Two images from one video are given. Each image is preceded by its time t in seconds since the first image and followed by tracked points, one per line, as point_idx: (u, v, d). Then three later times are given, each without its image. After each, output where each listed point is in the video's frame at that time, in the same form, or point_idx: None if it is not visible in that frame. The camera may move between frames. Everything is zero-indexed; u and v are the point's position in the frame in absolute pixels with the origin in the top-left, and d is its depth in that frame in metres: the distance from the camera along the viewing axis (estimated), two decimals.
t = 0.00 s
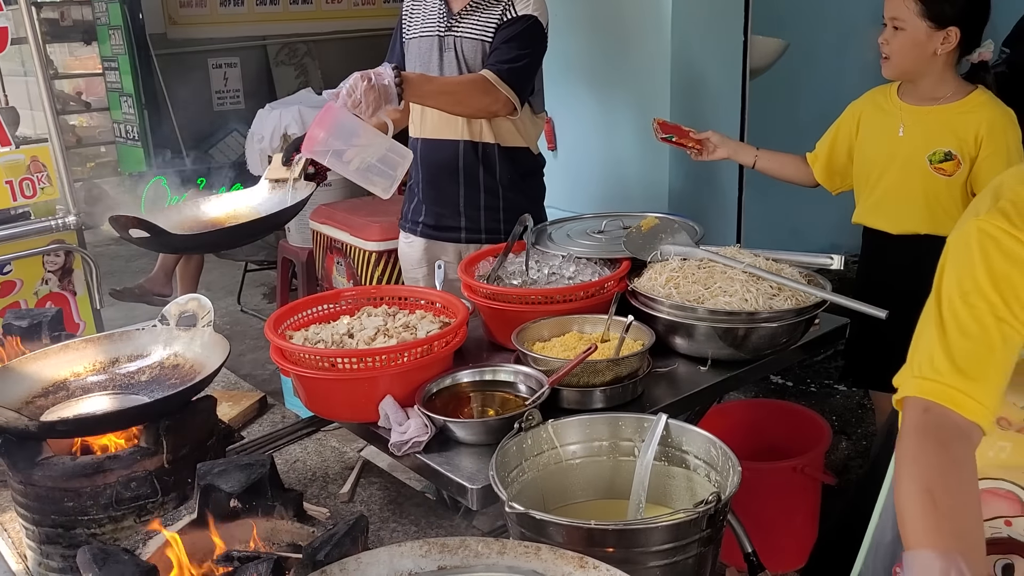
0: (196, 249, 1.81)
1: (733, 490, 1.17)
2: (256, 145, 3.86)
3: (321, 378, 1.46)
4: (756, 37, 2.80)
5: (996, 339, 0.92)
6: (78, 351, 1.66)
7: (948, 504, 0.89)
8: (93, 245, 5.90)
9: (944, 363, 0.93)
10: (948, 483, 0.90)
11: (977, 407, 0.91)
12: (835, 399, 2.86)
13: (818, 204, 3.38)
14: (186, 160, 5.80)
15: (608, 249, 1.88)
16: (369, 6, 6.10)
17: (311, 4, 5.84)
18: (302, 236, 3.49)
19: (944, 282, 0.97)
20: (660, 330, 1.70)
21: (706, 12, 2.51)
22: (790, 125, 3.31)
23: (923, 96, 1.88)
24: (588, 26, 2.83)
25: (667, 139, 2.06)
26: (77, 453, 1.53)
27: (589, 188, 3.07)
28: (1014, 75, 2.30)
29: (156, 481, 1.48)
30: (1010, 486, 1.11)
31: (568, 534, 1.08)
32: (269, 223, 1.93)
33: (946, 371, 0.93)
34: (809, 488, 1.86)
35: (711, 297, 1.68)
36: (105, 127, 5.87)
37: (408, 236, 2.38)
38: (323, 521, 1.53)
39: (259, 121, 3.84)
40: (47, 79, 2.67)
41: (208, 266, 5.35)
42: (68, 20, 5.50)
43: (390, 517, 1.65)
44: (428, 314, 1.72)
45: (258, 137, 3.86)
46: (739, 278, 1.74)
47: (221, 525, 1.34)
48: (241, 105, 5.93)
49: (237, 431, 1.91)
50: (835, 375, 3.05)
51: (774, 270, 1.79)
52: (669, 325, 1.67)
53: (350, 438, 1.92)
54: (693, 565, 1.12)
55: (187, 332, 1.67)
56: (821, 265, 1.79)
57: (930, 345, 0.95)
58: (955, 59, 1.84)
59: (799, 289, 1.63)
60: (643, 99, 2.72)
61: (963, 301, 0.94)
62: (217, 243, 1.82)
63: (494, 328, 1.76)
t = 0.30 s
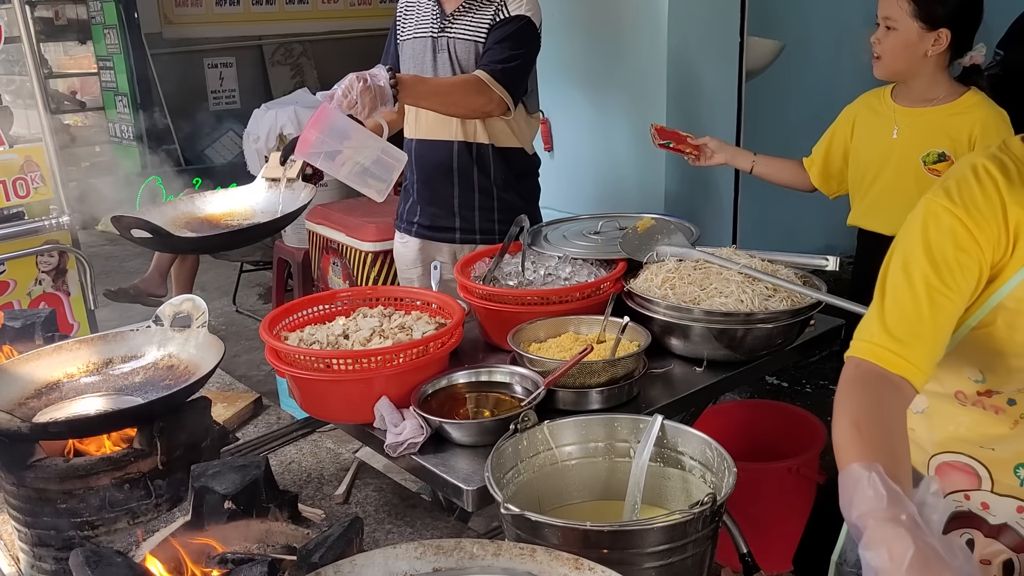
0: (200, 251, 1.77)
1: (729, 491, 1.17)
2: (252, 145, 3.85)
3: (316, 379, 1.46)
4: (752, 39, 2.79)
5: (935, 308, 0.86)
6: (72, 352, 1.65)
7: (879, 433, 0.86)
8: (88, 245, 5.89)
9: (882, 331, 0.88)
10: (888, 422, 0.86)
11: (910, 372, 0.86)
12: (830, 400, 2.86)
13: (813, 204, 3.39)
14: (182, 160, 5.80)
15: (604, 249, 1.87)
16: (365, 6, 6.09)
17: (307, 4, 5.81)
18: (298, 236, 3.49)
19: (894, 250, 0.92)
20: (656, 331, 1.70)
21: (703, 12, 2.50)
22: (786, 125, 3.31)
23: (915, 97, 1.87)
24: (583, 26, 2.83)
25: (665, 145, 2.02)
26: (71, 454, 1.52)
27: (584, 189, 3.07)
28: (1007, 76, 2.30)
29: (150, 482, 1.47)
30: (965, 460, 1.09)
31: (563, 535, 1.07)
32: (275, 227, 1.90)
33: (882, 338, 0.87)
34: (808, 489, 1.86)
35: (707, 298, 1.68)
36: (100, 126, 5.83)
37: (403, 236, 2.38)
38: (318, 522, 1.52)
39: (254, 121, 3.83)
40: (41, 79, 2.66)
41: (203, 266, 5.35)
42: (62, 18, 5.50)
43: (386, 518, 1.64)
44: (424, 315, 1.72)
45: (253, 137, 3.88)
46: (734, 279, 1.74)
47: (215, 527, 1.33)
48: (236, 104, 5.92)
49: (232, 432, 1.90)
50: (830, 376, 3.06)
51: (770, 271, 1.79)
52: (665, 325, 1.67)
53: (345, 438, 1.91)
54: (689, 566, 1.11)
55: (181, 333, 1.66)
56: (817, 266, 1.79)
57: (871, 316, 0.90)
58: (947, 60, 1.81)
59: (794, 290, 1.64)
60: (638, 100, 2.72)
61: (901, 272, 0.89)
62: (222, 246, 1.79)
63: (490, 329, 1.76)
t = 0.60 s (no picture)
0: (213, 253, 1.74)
1: (725, 492, 1.16)
2: (248, 145, 3.85)
3: (310, 380, 1.45)
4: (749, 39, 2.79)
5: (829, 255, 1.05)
6: (66, 353, 1.65)
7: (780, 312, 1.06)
8: (84, 245, 5.88)
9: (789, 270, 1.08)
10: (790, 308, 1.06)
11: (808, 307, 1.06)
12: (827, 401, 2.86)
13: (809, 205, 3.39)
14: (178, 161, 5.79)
15: (601, 250, 1.87)
16: (362, 6, 6.09)
17: (303, 4, 5.81)
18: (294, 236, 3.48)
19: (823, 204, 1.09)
20: (652, 331, 1.70)
21: (695, 10, 2.48)
22: (781, 126, 3.31)
23: (910, 98, 1.85)
24: (578, 26, 2.83)
25: (662, 150, 2.08)
26: (64, 455, 1.52)
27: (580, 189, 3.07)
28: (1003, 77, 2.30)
29: (144, 483, 1.47)
30: (893, 418, 1.17)
31: (558, 537, 1.07)
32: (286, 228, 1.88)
33: (790, 276, 1.07)
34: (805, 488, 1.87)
35: (703, 298, 1.68)
36: (96, 127, 5.93)
37: (398, 236, 2.38)
38: (313, 523, 1.50)
39: (250, 121, 3.82)
40: (35, 78, 2.65)
41: (200, 266, 5.34)
42: (58, 18, 5.50)
43: (381, 519, 1.63)
44: (420, 316, 1.72)
45: (249, 137, 3.87)
46: (730, 280, 1.74)
47: (209, 530, 1.33)
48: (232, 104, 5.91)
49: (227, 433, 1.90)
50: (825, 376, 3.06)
51: (765, 272, 1.79)
52: (661, 326, 1.66)
53: (340, 440, 1.91)
54: (684, 567, 1.11)
55: (176, 334, 1.66)
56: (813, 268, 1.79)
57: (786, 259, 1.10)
58: (939, 61, 1.81)
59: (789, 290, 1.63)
60: (634, 100, 2.72)
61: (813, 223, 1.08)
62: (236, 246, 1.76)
63: (486, 330, 1.76)
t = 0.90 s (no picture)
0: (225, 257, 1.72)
1: (718, 494, 1.16)
2: (243, 145, 3.84)
3: (303, 381, 1.45)
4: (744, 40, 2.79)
5: (790, 230, 1.13)
6: (58, 355, 1.64)
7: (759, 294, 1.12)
8: (80, 245, 5.88)
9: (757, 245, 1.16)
10: (766, 285, 1.14)
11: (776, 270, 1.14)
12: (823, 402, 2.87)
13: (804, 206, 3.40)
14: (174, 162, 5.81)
15: (595, 251, 1.87)
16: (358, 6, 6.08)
17: (300, 4, 5.81)
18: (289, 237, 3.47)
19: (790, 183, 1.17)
20: (647, 333, 1.70)
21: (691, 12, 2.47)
22: (776, 127, 3.32)
23: (902, 99, 1.85)
24: (573, 26, 2.82)
25: (657, 152, 2.07)
26: (56, 457, 1.50)
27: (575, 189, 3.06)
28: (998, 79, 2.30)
29: (137, 487, 1.45)
30: (853, 395, 1.24)
31: (551, 540, 1.06)
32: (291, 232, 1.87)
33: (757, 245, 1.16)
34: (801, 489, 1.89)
35: (698, 300, 1.68)
36: (91, 127, 5.96)
37: (391, 237, 2.38)
38: (305, 527, 1.46)
39: (246, 121, 3.81)
40: (29, 78, 2.65)
41: (196, 267, 5.34)
42: (53, 18, 5.53)
43: (375, 522, 1.55)
44: (414, 317, 1.71)
45: (245, 137, 3.83)
46: (725, 281, 1.74)
47: (202, 533, 1.33)
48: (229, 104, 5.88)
49: (221, 435, 1.89)
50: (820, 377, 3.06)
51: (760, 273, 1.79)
52: (656, 327, 1.66)
53: (334, 441, 1.90)
54: (677, 570, 1.11)
55: (168, 335, 1.65)
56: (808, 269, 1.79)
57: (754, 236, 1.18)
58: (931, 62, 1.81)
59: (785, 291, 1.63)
60: (629, 101, 2.71)
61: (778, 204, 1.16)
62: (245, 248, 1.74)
63: (481, 332, 1.75)
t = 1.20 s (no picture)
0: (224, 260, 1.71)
1: (711, 494, 1.16)
2: (237, 145, 3.84)
3: (296, 382, 1.44)
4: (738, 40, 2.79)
5: (815, 260, 1.08)
6: (50, 355, 1.63)
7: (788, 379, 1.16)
8: (74, 246, 5.87)
9: (778, 278, 1.11)
10: (792, 352, 1.14)
11: (798, 304, 1.10)
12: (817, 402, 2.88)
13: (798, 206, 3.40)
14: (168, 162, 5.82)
15: (589, 251, 1.87)
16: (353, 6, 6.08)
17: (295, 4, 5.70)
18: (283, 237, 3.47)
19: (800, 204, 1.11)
20: (640, 332, 1.70)
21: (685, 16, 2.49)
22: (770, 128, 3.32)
23: (896, 99, 1.85)
24: (567, 27, 2.82)
25: (652, 153, 2.07)
26: (47, 457, 1.50)
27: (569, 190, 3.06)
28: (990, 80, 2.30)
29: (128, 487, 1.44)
30: (853, 391, 1.25)
31: (544, 540, 1.06)
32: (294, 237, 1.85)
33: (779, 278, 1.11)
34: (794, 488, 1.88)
35: (691, 300, 1.67)
36: (86, 127, 6.05)
37: (383, 237, 2.38)
38: (299, 527, 1.47)
39: (240, 121, 3.80)
40: (21, 77, 2.65)
41: (190, 267, 5.34)
42: (47, 18, 5.60)
43: (368, 522, 1.55)
44: (407, 317, 1.71)
45: (239, 136, 3.84)
46: (719, 280, 1.74)
47: (194, 533, 1.32)
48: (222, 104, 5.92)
49: (214, 435, 1.88)
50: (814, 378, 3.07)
51: (754, 272, 1.79)
52: (650, 327, 1.66)
53: (328, 442, 1.90)
54: (670, 569, 1.11)
55: (161, 335, 1.65)
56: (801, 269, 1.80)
57: (767, 266, 1.12)
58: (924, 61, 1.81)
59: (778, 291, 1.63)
60: (624, 101, 2.70)
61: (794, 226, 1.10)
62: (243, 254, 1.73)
63: (474, 331, 1.75)
